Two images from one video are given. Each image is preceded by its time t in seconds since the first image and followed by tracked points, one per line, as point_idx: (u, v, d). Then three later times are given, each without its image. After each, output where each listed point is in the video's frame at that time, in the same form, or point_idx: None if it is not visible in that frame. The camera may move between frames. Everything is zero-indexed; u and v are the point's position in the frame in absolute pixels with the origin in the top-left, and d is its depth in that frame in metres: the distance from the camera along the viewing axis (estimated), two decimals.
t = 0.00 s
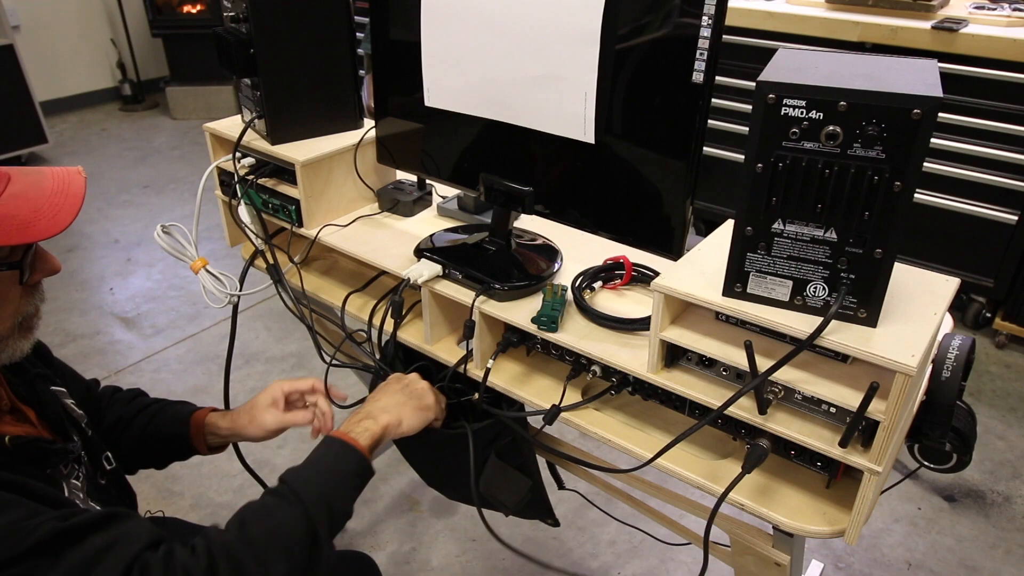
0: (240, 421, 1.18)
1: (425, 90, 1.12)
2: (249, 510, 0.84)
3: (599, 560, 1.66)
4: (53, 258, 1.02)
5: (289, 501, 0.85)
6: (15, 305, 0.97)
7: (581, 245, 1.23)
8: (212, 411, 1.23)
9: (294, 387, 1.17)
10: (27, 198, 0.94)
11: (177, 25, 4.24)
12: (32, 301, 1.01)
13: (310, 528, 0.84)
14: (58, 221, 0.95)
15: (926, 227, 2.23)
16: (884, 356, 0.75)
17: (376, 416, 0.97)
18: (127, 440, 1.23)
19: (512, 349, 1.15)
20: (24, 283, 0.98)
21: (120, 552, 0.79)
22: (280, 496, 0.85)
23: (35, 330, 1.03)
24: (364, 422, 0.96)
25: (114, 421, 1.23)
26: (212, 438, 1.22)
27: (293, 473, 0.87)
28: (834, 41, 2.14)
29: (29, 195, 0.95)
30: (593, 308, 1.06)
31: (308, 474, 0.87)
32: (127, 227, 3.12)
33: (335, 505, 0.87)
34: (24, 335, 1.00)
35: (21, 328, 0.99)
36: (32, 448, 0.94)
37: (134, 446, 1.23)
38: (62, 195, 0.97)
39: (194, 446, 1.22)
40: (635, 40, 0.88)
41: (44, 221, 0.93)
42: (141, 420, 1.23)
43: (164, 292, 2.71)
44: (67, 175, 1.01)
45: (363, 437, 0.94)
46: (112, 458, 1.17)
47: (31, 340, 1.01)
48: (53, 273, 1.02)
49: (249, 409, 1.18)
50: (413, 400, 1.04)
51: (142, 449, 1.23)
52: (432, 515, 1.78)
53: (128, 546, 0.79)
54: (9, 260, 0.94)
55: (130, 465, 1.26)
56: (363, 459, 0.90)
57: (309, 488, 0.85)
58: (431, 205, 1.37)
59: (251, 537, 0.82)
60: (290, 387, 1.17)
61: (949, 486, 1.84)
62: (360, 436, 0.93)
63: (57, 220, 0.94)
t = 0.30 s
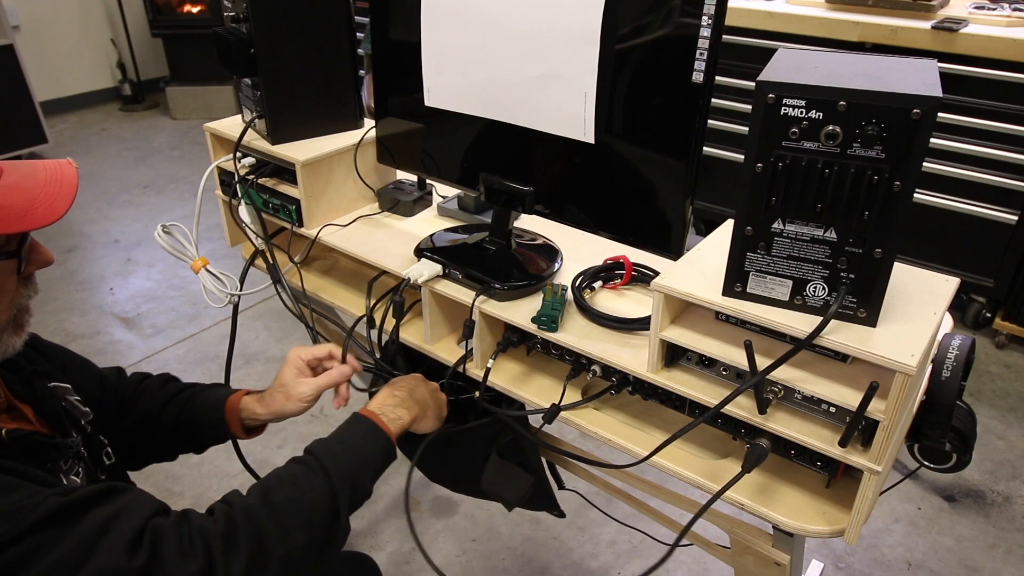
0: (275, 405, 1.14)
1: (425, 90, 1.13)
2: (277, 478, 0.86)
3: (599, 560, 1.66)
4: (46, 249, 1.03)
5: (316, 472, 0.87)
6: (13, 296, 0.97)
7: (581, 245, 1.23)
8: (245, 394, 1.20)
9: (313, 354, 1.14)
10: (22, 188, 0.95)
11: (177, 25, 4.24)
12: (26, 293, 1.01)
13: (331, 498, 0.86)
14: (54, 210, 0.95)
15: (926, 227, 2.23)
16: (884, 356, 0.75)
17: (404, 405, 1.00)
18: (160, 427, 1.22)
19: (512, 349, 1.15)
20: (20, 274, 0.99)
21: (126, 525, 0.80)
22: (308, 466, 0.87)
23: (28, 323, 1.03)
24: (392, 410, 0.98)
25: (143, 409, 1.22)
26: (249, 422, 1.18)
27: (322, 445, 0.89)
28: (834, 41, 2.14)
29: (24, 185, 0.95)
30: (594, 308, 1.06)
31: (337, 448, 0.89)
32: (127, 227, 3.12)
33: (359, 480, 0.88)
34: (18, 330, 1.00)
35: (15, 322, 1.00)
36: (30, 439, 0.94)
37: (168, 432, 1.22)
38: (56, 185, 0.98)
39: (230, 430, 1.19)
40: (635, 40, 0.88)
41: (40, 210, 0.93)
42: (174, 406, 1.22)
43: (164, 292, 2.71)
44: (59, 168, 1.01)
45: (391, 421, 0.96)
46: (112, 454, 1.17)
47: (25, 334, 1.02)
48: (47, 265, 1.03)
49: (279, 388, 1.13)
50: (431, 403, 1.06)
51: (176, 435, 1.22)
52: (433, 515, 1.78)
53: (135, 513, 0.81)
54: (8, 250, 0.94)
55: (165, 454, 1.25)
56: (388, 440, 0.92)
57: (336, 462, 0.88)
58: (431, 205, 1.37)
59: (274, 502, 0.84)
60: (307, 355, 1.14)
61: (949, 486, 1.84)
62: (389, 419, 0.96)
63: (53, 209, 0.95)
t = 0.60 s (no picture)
0: (304, 412, 1.13)
1: (425, 90, 1.12)
2: (248, 511, 0.85)
3: (599, 560, 1.66)
4: (48, 253, 1.02)
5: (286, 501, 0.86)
6: (10, 300, 0.97)
7: (581, 245, 1.23)
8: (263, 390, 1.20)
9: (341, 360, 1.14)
10: (18, 192, 0.95)
11: (177, 25, 4.24)
12: (29, 296, 1.01)
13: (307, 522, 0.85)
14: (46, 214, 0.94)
15: (926, 227, 2.23)
16: (884, 356, 0.75)
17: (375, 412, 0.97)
18: (175, 421, 1.22)
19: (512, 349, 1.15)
20: (18, 278, 0.98)
21: (122, 550, 0.81)
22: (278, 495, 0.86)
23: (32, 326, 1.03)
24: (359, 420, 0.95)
25: (156, 405, 1.22)
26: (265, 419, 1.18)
27: (289, 470, 0.88)
28: (834, 41, 2.14)
29: (20, 189, 0.95)
30: (593, 308, 1.06)
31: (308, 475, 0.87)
32: (127, 227, 3.12)
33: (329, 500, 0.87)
34: (20, 331, 1.00)
35: (15, 324, 1.00)
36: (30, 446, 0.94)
37: (184, 426, 1.22)
38: (50, 190, 0.97)
39: (248, 426, 1.18)
40: (635, 40, 0.88)
41: (30, 213, 0.92)
42: (190, 403, 1.22)
43: (164, 292, 2.71)
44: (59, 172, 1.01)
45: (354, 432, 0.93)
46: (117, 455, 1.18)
47: (28, 336, 1.01)
48: (49, 268, 1.03)
49: (310, 393, 1.13)
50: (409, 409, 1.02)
51: (192, 429, 1.22)
52: (432, 515, 1.78)
53: (127, 549, 0.81)
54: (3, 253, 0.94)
55: (180, 446, 1.25)
56: (357, 454, 0.90)
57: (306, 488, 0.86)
58: (431, 205, 1.37)
59: (245, 540, 0.83)
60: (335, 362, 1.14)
61: (949, 486, 1.84)
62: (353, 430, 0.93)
63: (44, 214, 0.94)
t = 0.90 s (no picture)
0: (297, 395, 1.15)
1: (425, 90, 1.13)
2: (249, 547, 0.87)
3: (599, 560, 1.66)
4: (52, 260, 1.01)
5: None
6: (10, 309, 0.96)
7: (581, 245, 1.23)
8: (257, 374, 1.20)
9: (349, 360, 1.15)
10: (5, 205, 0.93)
11: (177, 25, 4.24)
12: (32, 305, 1.00)
13: None
14: (30, 225, 0.93)
15: (926, 227, 2.23)
16: (884, 356, 0.75)
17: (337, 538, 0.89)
18: (175, 411, 1.22)
19: (512, 349, 1.15)
20: (19, 285, 0.97)
21: None
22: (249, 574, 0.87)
23: (40, 333, 1.03)
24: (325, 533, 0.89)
25: (156, 396, 1.22)
26: (259, 402, 1.19)
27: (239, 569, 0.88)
28: (834, 41, 2.14)
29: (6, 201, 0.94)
30: (593, 308, 1.06)
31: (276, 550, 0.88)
32: (127, 227, 3.12)
33: None
34: (25, 340, 1.00)
35: (19, 332, 0.99)
36: (41, 452, 0.94)
37: (183, 416, 1.22)
38: (39, 199, 0.95)
39: (243, 410, 1.19)
40: (635, 40, 0.88)
41: (14, 224, 0.92)
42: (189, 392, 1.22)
43: (164, 292, 2.71)
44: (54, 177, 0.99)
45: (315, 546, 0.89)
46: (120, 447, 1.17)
47: (34, 345, 1.01)
48: (54, 276, 1.02)
49: (309, 382, 1.15)
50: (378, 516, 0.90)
51: (193, 418, 1.22)
52: (433, 515, 1.78)
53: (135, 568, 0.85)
54: None
55: (181, 436, 1.26)
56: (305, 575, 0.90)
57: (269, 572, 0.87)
58: (431, 205, 1.37)
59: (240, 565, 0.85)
60: (346, 360, 1.15)
61: (949, 486, 1.84)
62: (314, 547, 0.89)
63: (28, 224, 0.93)
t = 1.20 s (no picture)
0: (295, 401, 1.15)
1: (425, 90, 1.12)
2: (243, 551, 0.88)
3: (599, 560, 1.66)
4: (37, 276, 1.00)
5: None
6: None
7: (581, 245, 1.23)
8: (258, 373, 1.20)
9: (351, 373, 1.14)
10: None
11: (177, 25, 4.24)
12: (15, 324, 0.97)
13: None
14: None
15: (926, 227, 2.23)
16: (884, 356, 0.75)
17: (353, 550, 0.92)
18: (174, 405, 1.22)
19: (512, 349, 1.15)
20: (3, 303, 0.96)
21: None
22: None
23: (35, 345, 1.01)
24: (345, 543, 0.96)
25: (156, 390, 1.22)
26: (258, 402, 1.20)
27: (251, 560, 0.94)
28: (834, 41, 2.14)
29: None
30: (593, 309, 1.06)
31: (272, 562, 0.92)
32: (127, 227, 3.12)
33: None
34: (17, 355, 0.97)
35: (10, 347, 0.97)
36: (41, 458, 0.94)
37: (182, 410, 1.22)
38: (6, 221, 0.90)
39: (241, 408, 1.20)
40: (635, 40, 0.88)
41: None
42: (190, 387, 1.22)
43: (164, 292, 2.71)
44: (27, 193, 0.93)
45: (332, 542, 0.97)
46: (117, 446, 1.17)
47: (28, 358, 0.99)
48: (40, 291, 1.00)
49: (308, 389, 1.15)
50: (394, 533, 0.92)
51: (191, 412, 1.22)
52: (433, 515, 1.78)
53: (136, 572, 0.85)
54: None
55: (178, 431, 1.26)
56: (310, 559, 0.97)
57: None
58: (431, 205, 1.37)
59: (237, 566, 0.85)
60: (347, 373, 1.14)
61: (949, 486, 1.84)
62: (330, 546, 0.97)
63: None
